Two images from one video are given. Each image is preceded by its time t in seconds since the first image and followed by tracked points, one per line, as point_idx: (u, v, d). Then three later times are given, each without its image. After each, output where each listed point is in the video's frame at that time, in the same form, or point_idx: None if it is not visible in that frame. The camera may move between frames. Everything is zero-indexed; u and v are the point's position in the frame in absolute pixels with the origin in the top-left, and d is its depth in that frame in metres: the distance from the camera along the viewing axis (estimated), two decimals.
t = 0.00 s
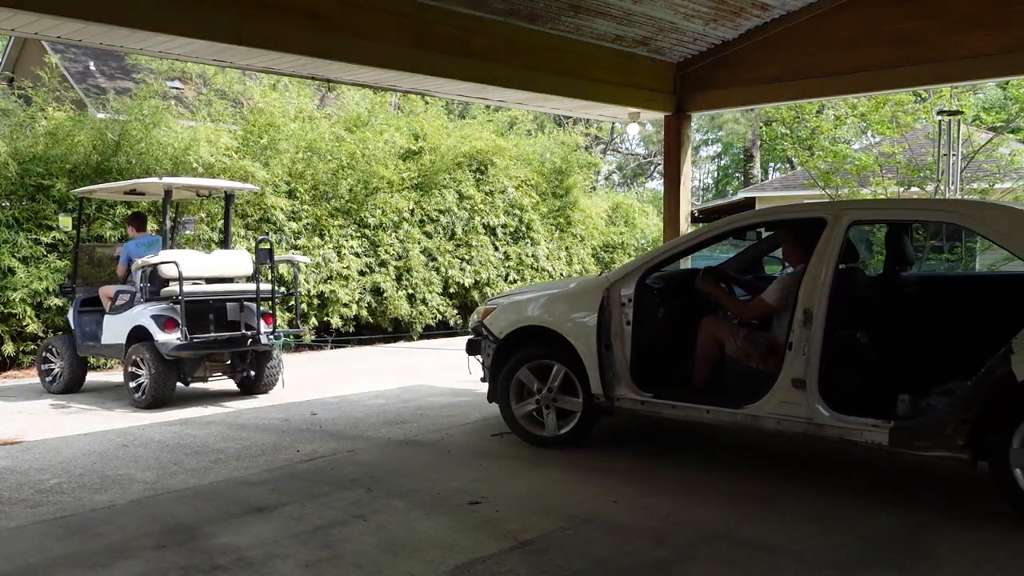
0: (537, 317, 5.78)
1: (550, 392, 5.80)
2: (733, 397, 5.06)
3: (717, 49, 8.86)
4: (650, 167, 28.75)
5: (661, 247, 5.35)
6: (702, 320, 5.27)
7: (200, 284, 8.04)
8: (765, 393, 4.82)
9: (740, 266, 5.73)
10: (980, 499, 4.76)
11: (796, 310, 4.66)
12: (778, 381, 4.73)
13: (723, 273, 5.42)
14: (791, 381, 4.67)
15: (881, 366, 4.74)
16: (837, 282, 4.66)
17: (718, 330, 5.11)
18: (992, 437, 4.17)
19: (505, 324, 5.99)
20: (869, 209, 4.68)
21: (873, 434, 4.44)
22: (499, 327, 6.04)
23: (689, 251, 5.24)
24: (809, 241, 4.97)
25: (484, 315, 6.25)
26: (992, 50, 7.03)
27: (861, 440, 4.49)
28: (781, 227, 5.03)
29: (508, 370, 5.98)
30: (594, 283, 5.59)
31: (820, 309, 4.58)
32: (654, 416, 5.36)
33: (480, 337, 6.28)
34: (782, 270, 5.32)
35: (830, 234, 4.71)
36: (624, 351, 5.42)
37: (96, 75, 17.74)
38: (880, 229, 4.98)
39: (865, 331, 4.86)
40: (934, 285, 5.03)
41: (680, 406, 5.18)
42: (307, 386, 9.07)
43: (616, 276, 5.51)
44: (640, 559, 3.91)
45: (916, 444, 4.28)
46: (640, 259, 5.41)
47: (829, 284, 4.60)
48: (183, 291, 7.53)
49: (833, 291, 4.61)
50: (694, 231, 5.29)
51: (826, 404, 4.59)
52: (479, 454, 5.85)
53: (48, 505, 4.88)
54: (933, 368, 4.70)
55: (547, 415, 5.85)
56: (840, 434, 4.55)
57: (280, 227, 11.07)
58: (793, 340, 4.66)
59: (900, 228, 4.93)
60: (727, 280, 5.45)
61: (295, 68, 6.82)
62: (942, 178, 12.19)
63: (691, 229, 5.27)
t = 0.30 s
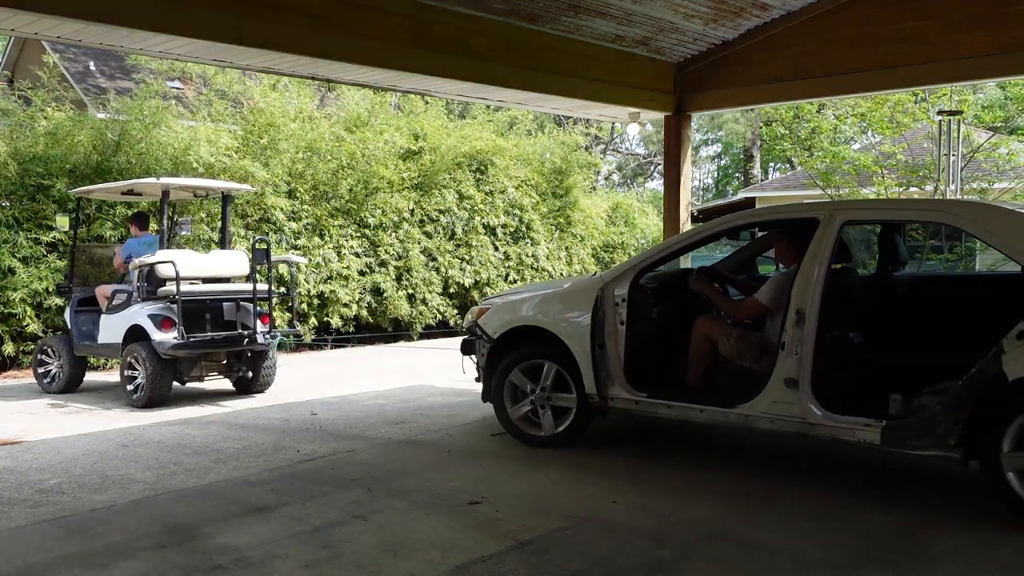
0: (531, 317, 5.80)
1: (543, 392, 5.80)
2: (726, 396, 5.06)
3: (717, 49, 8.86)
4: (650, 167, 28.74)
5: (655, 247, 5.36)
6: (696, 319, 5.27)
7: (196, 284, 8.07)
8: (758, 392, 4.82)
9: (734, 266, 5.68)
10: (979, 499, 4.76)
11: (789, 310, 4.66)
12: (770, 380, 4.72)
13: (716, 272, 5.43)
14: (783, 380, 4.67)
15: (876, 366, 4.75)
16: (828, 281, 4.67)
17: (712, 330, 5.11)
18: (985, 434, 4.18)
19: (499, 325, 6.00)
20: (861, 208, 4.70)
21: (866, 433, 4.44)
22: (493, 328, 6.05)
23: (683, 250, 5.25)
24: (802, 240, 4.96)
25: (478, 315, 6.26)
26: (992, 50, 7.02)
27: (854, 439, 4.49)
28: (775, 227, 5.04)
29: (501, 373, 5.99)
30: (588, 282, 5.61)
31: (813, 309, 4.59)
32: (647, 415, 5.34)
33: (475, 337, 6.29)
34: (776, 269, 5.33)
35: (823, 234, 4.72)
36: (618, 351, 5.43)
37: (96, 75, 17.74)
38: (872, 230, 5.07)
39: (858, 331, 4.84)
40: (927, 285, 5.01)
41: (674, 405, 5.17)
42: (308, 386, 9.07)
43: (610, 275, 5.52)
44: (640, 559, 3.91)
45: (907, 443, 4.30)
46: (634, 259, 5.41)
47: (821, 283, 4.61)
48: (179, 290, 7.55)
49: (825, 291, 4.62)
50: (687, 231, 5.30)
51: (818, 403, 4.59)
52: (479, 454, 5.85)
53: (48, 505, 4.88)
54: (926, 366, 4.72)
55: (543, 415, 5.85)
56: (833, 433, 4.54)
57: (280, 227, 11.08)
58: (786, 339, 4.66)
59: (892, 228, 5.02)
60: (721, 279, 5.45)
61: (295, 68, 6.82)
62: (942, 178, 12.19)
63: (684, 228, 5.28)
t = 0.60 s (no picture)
0: (525, 316, 5.80)
1: (536, 390, 5.83)
2: (719, 396, 5.12)
3: (717, 49, 8.86)
4: (650, 167, 28.71)
5: (647, 247, 5.39)
6: (688, 319, 5.28)
7: (192, 284, 8.10)
8: (750, 392, 4.88)
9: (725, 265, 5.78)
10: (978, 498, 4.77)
11: (781, 310, 4.73)
12: (763, 380, 4.78)
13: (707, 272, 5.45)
14: (776, 379, 4.73)
15: (867, 365, 4.75)
16: (820, 281, 4.73)
17: (704, 330, 5.13)
18: (973, 434, 4.24)
19: (492, 324, 6.00)
20: (852, 210, 4.74)
21: (857, 433, 4.50)
22: (486, 327, 6.05)
23: (676, 250, 5.29)
24: (795, 240, 4.97)
25: (473, 314, 6.26)
26: (992, 51, 7.02)
27: (845, 439, 4.55)
28: (767, 227, 5.06)
29: (494, 376, 6.00)
30: (582, 282, 5.62)
31: (805, 309, 4.66)
32: (641, 415, 5.39)
33: (469, 336, 6.29)
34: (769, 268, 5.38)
35: (815, 234, 4.78)
36: (611, 351, 5.45)
37: (96, 76, 17.74)
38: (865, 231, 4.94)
39: (849, 330, 4.85)
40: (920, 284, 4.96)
41: (667, 405, 5.21)
42: (308, 386, 9.07)
43: (603, 275, 5.53)
44: (640, 559, 3.91)
45: (899, 442, 4.36)
46: (627, 259, 5.43)
47: (813, 284, 4.67)
48: (176, 290, 7.56)
49: (818, 291, 4.68)
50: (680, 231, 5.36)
51: (810, 403, 4.65)
52: (479, 454, 5.85)
53: (48, 505, 4.88)
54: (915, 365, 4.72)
55: (539, 414, 5.86)
56: (824, 433, 4.60)
57: (280, 227, 11.09)
58: (778, 339, 4.73)
59: (885, 229, 4.91)
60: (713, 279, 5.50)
61: (295, 68, 6.82)
62: (942, 177, 12.18)
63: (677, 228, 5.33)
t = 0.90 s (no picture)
0: (514, 316, 5.81)
1: (524, 390, 5.83)
2: (707, 395, 5.10)
3: (717, 49, 8.87)
4: (650, 167, 28.68)
5: (634, 248, 5.37)
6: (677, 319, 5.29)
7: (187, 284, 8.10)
8: (738, 391, 4.87)
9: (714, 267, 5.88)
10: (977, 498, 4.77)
11: (769, 308, 4.70)
12: (749, 379, 4.78)
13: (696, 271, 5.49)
14: (762, 379, 4.73)
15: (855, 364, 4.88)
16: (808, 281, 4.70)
17: (692, 329, 5.15)
18: (956, 435, 4.29)
19: (481, 323, 6.00)
20: (838, 210, 4.75)
21: (844, 431, 4.51)
22: (475, 327, 6.05)
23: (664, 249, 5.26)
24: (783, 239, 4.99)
25: (462, 314, 6.25)
26: (991, 51, 7.02)
27: (831, 438, 4.55)
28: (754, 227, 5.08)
29: (481, 383, 6.01)
30: (572, 281, 5.64)
31: (792, 308, 4.63)
32: (628, 414, 5.39)
33: (458, 335, 6.30)
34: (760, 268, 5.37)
35: (802, 233, 4.76)
36: (599, 349, 5.46)
37: (96, 75, 17.74)
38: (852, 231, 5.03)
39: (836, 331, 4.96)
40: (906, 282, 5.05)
41: (655, 404, 5.21)
42: (308, 387, 9.06)
43: (593, 274, 5.54)
44: (640, 559, 3.91)
45: (885, 440, 4.39)
46: (616, 260, 5.46)
47: (801, 283, 4.65)
48: (172, 290, 7.60)
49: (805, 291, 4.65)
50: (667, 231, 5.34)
51: (796, 400, 4.64)
52: (480, 454, 5.85)
53: (48, 505, 4.88)
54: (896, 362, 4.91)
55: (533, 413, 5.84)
56: (810, 431, 4.60)
57: (280, 227, 11.08)
58: (765, 338, 4.71)
59: (872, 229, 4.99)
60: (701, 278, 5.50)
61: (295, 68, 6.82)
62: (943, 177, 12.18)
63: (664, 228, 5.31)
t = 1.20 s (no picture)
0: (494, 314, 5.85)
1: (503, 389, 5.90)
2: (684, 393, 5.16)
3: (717, 49, 8.88)
4: (650, 167, 28.68)
5: (613, 249, 5.43)
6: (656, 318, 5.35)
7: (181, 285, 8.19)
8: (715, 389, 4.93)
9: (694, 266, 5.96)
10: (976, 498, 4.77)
11: (745, 308, 4.77)
12: (726, 378, 4.84)
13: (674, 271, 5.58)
14: (739, 377, 4.79)
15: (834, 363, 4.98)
16: (783, 280, 4.78)
17: (671, 328, 5.20)
18: (927, 434, 4.39)
19: (462, 324, 6.04)
20: (815, 211, 4.82)
21: (818, 429, 4.58)
22: (456, 326, 6.09)
23: (645, 249, 5.32)
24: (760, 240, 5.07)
25: (444, 314, 6.29)
26: (991, 51, 7.02)
27: (806, 435, 4.62)
28: (732, 227, 5.15)
29: (461, 398, 6.06)
30: (552, 281, 5.70)
31: (769, 307, 4.71)
32: (608, 412, 5.44)
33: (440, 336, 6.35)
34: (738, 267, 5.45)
35: (779, 233, 4.84)
36: (579, 348, 5.51)
37: (96, 75, 17.74)
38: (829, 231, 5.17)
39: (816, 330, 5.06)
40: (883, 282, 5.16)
41: (634, 403, 5.27)
42: (308, 387, 9.06)
43: (573, 274, 5.59)
44: (639, 559, 3.91)
45: (859, 438, 4.49)
46: (596, 260, 5.50)
47: (777, 283, 4.72)
48: (168, 289, 7.71)
49: (780, 290, 4.73)
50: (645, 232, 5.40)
51: (772, 398, 4.71)
52: (480, 454, 5.85)
53: (48, 505, 4.88)
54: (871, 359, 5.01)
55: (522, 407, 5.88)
56: (786, 429, 4.66)
57: (280, 227, 11.07)
58: (742, 337, 4.77)
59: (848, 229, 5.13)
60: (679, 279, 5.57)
61: (295, 68, 6.82)
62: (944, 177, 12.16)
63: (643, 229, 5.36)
